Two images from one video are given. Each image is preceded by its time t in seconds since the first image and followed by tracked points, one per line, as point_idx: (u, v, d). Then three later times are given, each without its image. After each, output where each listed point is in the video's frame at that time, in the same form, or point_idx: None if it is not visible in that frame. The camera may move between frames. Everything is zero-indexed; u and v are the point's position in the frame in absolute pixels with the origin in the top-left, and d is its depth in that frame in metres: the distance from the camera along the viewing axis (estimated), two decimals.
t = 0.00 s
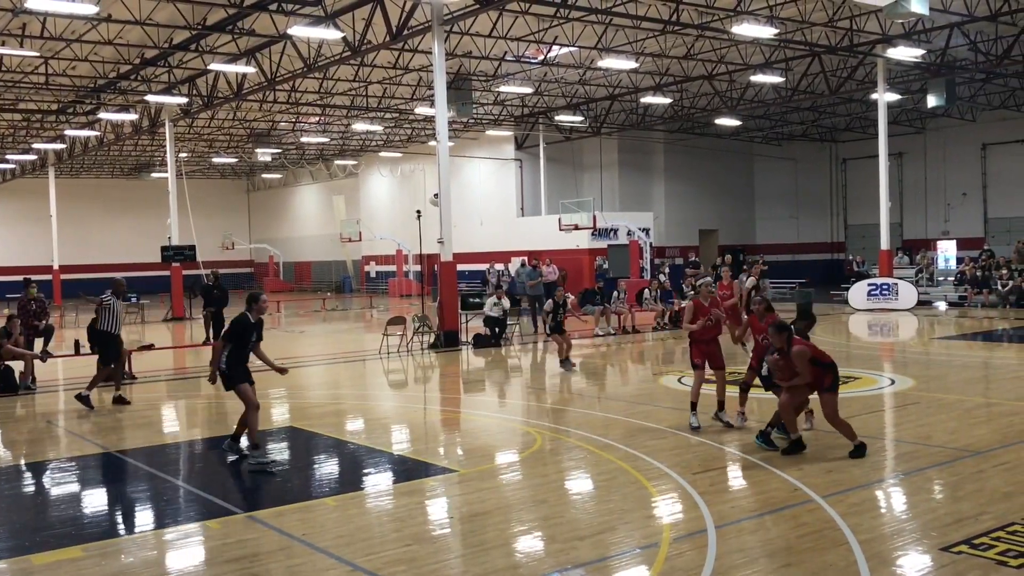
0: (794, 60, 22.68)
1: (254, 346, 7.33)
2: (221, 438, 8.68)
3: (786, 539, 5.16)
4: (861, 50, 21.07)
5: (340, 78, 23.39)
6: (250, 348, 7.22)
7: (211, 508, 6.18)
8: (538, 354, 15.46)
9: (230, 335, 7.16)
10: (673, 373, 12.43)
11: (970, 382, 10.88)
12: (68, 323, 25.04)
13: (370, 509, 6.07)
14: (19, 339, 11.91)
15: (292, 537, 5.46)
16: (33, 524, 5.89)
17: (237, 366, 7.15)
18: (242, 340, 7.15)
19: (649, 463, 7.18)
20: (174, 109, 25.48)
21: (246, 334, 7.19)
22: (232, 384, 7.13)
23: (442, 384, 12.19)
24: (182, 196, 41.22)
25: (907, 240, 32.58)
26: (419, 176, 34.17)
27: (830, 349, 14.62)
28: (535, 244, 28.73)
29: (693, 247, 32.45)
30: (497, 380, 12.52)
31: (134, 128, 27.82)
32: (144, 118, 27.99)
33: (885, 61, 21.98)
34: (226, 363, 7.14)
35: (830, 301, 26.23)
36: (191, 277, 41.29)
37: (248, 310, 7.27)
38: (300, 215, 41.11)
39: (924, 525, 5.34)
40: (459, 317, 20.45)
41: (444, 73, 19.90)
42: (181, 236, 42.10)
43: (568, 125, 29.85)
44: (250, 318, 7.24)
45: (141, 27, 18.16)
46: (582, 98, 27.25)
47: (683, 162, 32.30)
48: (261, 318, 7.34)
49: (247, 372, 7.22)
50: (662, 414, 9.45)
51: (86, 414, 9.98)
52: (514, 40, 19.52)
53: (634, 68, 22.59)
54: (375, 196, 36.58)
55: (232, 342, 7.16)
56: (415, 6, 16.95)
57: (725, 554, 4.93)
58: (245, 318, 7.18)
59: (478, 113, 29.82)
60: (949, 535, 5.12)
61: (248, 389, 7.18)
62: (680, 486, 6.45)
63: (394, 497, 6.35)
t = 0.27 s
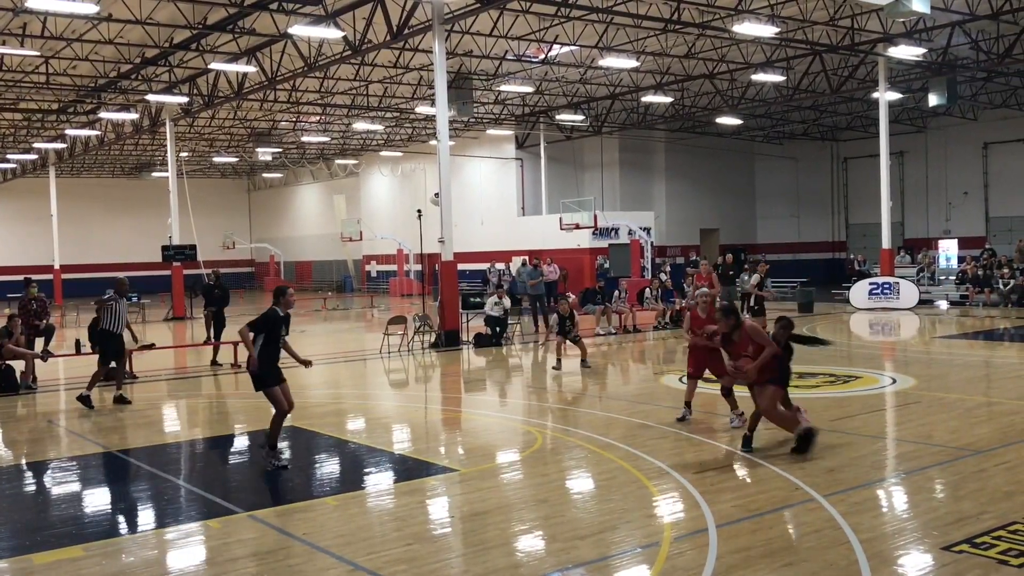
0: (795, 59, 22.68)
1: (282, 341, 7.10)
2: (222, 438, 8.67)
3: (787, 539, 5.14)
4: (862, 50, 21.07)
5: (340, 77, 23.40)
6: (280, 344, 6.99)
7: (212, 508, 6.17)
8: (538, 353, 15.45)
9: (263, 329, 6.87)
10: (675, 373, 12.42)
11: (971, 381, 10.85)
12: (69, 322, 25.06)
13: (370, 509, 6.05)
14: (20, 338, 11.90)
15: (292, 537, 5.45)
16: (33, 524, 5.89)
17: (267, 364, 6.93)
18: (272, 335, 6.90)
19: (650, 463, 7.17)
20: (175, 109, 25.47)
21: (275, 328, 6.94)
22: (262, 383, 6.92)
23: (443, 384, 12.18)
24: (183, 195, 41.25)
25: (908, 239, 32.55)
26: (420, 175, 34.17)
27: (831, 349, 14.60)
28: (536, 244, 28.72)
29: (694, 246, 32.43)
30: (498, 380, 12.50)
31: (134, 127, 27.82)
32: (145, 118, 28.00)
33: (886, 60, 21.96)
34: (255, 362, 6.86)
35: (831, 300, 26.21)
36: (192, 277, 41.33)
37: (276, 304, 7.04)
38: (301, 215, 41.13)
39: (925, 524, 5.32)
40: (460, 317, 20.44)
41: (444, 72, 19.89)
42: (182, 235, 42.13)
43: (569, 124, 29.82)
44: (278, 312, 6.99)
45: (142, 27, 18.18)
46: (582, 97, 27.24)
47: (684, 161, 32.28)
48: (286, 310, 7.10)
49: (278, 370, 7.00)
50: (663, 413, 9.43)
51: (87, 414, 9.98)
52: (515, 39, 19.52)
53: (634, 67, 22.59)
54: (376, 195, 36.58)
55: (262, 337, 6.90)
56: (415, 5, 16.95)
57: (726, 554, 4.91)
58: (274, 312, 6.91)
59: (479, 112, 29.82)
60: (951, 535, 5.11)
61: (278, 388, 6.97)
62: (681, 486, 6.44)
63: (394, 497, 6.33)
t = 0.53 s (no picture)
0: (800, 59, 22.66)
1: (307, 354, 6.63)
2: (226, 438, 8.69)
3: (791, 539, 5.14)
4: (867, 49, 21.04)
5: (345, 77, 23.44)
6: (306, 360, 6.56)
7: (217, 507, 6.19)
8: (543, 353, 15.45)
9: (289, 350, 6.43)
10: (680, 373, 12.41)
11: (976, 381, 10.83)
12: (75, 322, 25.12)
13: (374, 509, 6.06)
14: (26, 339, 11.93)
15: (297, 537, 5.46)
16: (39, 523, 5.90)
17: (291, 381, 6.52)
18: (298, 354, 6.47)
19: (655, 463, 7.17)
20: (181, 109, 25.51)
21: (301, 346, 6.47)
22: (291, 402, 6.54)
23: (447, 383, 12.19)
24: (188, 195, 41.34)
25: (914, 239, 32.51)
26: (424, 175, 34.20)
27: (836, 349, 14.60)
28: (541, 244, 28.73)
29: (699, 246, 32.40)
30: (502, 380, 12.51)
31: (140, 127, 27.88)
32: (150, 118, 28.07)
33: (891, 60, 21.92)
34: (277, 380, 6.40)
35: (836, 300, 26.18)
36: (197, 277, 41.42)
37: (298, 320, 6.48)
38: (306, 215, 41.20)
39: (930, 525, 5.32)
40: (465, 317, 20.45)
41: (449, 72, 19.90)
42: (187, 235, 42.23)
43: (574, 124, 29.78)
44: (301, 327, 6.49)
45: (148, 27, 18.23)
46: (587, 97, 27.24)
47: (689, 161, 32.26)
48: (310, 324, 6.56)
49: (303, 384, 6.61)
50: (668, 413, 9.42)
51: (93, 414, 10.00)
52: (520, 39, 19.54)
53: (639, 67, 22.58)
54: (381, 196, 36.63)
55: (288, 356, 6.45)
56: (420, 5, 16.96)
57: (731, 554, 4.91)
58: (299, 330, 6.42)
59: (483, 112, 29.84)
60: (955, 535, 5.10)
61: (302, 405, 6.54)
62: (685, 486, 6.43)
63: (399, 497, 6.34)
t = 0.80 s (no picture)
0: (810, 59, 22.58)
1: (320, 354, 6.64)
2: (237, 437, 8.72)
3: (801, 540, 5.13)
4: (878, 49, 20.96)
5: (355, 77, 23.50)
6: (317, 359, 6.57)
7: (227, 507, 6.21)
8: (552, 353, 15.45)
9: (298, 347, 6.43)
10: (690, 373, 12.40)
11: (987, 381, 10.80)
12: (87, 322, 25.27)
13: (384, 508, 6.08)
14: (39, 338, 12.00)
15: (307, 536, 5.48)
16: (51, 522, 5.94)
17: (296, 378, 6.52)
18: (308, 352, 6.48)
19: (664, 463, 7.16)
20: (192, 110, 25.59)
21: (313, 344, 6.48)
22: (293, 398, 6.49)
23: (456, 383, 12.21)
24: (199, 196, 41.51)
25: (925, 239, 32.39)
26: (434, 175, 34.23)
27: (846, 349, 14.56)
28: (550, 244, 28.72)
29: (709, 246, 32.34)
30: (511, 380, 12.52)
31: (151, 128, 28.00)
32: (161, 119, 28.19)
33: (902, 59, 21.82)
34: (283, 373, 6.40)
35: (847, 300, 26.09)
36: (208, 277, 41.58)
37: (314, 316, 6.49)
38: (316, 215, 41.32)
39: (941, 526, 5.30)
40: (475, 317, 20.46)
41: (459, 72, 19.90)
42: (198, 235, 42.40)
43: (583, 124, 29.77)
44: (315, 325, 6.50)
45: (160, 28, 18.32)
46: (597, 97, 27.22)
47: (699, 161, 32.19)
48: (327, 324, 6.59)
49: (309, 383, 6.61)
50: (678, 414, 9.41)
51: (104, 414, 10.05)
52: (530, 39, 19.54)
53: (649, 67, 22.53)
54: (391, 196, 36.70)
55: (296, 351, 6.45)
56: (430, 5, 16.98)
57: (741, 554, 4.91)
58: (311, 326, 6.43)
59: (493, 112, 29.86)
60: (965, 536, 5.08)
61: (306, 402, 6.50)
62: (695, 487, 6.43)
63: (408, 497, 6.36)
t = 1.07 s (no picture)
0: (826, 58, 22.46)
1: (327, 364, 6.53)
2: (253, 437, 8.78)
3: (815, 540, 5.12)
4: (895, 48, 20.82)
5: (370, 78, 23.59)
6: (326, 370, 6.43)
7: (244, 505, 6.26)
8: (567, 354, 15.45)
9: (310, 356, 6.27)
10: (705, 373, 12.38)
11: (1005, 383, 10.71)
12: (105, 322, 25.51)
13: (399, 508, 6.11)
14: (57, 338, 12.12)
15: (322, 535, 5.51)
16: (70, 520, 6.01)
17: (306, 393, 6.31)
18: (318, 364, 6.33)
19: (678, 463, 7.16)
20: (209, 111, 25.74)
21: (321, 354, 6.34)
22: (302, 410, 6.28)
23: (471, 383, 12.24)
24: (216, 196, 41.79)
25: (943, 240, 32.16)
26: (449, 176, 34.29)
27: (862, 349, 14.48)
28: (565, 244, 28.72)
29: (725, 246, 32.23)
30: (526, 380, 12.53)
31: (168, 130, 28.21)
32: (178, 120, 28.40)
33: (920, 58, 21.67)
34: (293, 388, 6.24)
35: (864, 301, 25.94)
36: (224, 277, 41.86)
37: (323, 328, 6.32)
38: (332, 216, 41.49)
39: (957, 528, 5.27)
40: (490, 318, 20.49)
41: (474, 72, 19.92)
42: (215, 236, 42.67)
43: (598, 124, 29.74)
44: (324, 336, 6.36)
45: (177, 30, 18.46)
46: (612, 97, 27.18)
47: (715, 161, 32.08)
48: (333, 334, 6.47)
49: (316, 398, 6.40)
50: (693, 415, 9.39)
51: (122, 413, 10.14)
52: (544, 39, 19.55)
53: (663, 67, 22.48)
54: (406, 196, 36.80)
55: (306, 362, 6.28)
56: (445, 7, 17.01)
57: (755, 555, 4.90)
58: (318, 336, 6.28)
59: (508, 113, 29.88)
60: (981, 538, 5.05)
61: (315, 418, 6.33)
62: (709, 487, 6.43)
63: (423, 496, 6.39)
